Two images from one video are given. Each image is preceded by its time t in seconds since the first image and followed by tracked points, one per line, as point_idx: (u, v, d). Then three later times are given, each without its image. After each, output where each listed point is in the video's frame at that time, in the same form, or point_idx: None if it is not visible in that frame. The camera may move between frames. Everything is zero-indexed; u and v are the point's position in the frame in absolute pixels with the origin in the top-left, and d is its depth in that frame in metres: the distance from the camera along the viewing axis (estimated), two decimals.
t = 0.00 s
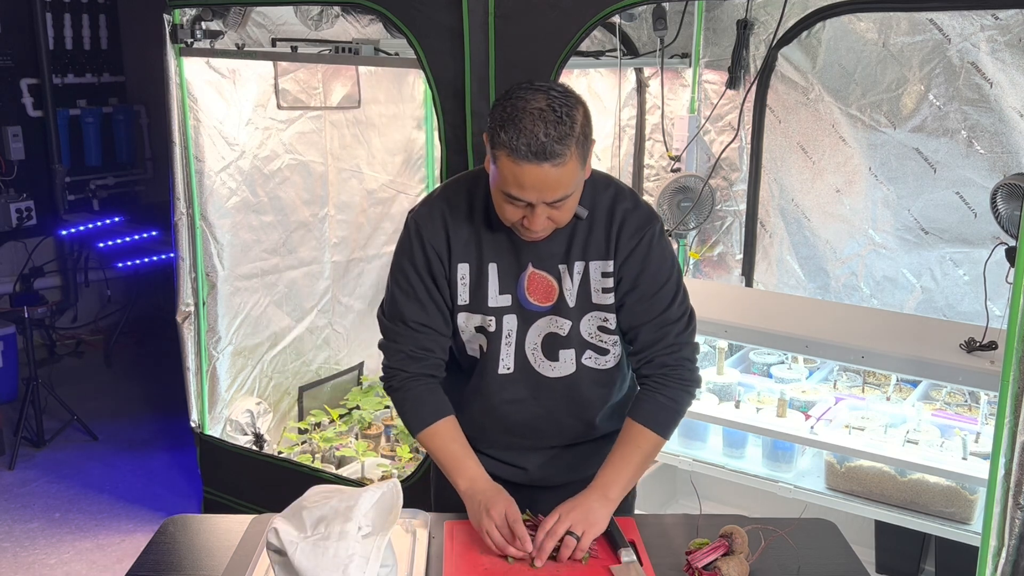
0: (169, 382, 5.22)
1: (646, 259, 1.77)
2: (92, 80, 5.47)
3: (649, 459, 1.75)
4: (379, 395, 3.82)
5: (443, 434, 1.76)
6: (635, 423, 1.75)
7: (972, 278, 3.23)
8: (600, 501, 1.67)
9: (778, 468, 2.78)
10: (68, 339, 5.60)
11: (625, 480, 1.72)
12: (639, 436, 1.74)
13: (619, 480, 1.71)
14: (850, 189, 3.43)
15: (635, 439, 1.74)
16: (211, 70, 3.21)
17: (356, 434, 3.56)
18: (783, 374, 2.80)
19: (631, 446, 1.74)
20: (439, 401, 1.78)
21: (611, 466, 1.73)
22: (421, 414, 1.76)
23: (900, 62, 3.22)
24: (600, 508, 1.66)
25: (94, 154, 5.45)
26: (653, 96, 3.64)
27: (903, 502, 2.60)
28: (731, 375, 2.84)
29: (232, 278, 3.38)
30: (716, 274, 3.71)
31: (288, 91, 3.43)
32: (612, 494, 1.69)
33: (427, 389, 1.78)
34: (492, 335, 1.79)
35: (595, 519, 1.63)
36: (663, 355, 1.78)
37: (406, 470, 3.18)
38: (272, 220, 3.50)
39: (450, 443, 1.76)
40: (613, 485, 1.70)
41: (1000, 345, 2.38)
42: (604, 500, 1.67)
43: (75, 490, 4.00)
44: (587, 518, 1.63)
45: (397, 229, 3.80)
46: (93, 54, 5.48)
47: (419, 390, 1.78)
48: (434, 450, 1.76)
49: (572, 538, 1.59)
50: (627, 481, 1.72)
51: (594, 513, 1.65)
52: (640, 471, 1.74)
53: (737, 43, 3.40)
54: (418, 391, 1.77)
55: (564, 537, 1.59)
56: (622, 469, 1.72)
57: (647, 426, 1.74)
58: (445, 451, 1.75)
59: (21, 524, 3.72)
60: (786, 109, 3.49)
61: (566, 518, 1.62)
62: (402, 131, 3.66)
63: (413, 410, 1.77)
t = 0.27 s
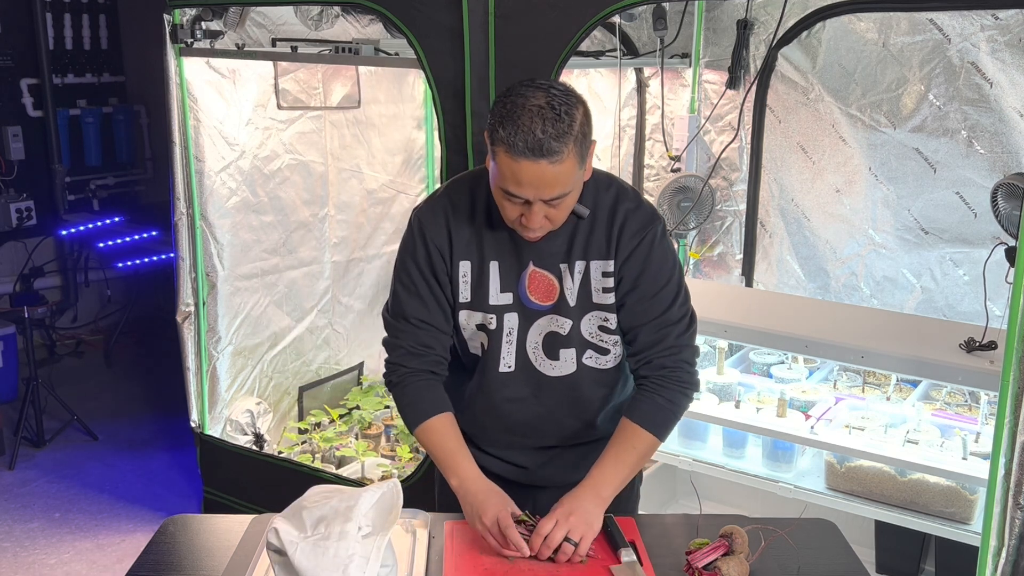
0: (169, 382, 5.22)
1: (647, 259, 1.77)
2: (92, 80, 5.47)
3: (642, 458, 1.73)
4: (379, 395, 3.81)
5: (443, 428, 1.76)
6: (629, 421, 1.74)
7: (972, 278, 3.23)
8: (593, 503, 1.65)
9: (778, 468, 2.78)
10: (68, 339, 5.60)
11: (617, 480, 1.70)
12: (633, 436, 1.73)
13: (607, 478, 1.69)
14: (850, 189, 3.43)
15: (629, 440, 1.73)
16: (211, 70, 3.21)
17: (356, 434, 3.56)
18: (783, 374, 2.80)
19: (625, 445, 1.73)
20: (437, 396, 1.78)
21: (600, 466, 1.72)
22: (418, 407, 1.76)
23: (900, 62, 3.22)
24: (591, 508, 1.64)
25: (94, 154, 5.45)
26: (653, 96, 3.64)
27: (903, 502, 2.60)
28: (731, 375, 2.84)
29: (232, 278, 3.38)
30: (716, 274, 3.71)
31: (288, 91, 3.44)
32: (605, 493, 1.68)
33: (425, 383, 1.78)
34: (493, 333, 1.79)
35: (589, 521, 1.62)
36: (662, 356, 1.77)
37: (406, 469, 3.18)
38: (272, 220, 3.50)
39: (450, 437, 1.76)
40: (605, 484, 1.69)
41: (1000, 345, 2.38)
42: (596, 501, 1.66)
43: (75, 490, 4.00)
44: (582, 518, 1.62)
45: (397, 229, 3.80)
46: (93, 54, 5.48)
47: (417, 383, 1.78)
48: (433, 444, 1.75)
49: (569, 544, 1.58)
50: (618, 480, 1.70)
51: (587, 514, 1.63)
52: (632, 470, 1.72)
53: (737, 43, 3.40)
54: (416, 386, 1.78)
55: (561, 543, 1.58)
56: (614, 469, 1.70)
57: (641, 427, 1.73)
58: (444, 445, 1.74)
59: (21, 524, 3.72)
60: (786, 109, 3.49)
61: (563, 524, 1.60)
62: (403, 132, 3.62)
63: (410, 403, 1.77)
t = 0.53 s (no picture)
0: (169, 382, 5.22)
1: (652, 257, 1.77)
2: (92, 80, 5.47)
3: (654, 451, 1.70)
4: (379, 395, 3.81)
5: (434, 417, 1.74)
6: (639, 414, 1.71)
7: (972, 278, 3.23)
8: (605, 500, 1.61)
9: (778, 468, 2.78)
10: (68, 339, 5.60)
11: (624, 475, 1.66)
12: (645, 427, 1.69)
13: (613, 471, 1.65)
14: (850, 189, 3.43)
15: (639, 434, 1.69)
16: (211, 70, 3.21)
17: (356, 434, 3.56)
18: (783, 374, 2.81)
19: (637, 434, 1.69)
20: (432, 389, 1.77)
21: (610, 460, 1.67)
22: (412, 398, 1.75)
23: (900, 63, 3.22)
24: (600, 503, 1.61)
25: (94, 154, 5.45)
26: (653, 96, 3.64)
27: (903, 502, 2.60)
28: (731, 375, 2.84)
29: (232, 278, 3.38)
30: (716, 274, 3.71)
31: (288, 91, 3.44)
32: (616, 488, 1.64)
33: (420, 376, 1.78)
34: (493, 330, 1.80)
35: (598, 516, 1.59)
36: (673, 353, 1.76)
37: (406, 469, 3.18)
38: (272, 220, 3.50)
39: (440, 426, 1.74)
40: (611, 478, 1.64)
41: (1000, 345, 2.38)
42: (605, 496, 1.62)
43: (75, 490, 4.00)
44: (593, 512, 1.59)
45: (397, 229, 3.80)
46: (93, 54, 5.48)
47: (411, 375, 1.77)
48: (425, 433, 1.73)
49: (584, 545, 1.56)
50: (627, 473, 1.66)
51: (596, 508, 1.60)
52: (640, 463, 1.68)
53: (737, 43, 3.40)
54: (410, 377, 1.77)
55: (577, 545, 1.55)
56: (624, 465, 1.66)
57: (651, 419, 1.70)
58: (435, 434, 1.72)
59: (21, 524, 3.72)
60: (786, 109, 3.49)
61: (578, 525, 1.56)
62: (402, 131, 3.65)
63: (403, 395, 1.76)
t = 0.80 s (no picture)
0: (169, 383, 5.22)
1: (658, 257, 1.77)
2: (92, 80, 5.47)
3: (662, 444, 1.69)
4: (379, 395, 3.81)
5: (432, 413, 1.75)
6: (648, 406, 1.71)
7: (972, 278, 3.23)
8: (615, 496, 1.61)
9: (778, 468, 2.78)
10: (68, 339, 5.61)
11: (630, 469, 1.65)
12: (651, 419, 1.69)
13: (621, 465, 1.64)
14: (850, 189, 3.43)
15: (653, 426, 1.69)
16: (211, 70, 3.21)
17: (356, 434, 3.56)
18: (783, 374, 2.81)
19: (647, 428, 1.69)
20: (433, 387, 1.78)
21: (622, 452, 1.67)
22: (412, 396, 1.76)
23: (900, 62, 3.22)
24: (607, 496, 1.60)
25: (94, 154, 5.45)
26: (653, 96, 3.64)
27: (903, 502, 2.60)
28: (731, 375, 2.85)
29: (232, 278, 3.38)
30: (715, 274, 3.71)
31: (288, 91, 3.44)
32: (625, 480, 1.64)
33: (422, 374, 1.79)
34: (495, 328, 1.79)
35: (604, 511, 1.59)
36: (684, 349, 1.76)
37: (406, 469, 3.18)
38: (272, 220, 3.50)
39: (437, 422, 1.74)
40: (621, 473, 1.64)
41: (1000, 345, 2.38)
42: (611, 488, 1.61)
43: (75, 490, 4.00)
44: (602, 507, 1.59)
45: (397, 229, 3.80)
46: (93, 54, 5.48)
47: (413, 373, 1.79)
48: (422, 429, 1.73)
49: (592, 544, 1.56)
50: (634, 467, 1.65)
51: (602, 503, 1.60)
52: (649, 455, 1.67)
53: (737, 43, 3.40)
54: (411, 375, 1.79)
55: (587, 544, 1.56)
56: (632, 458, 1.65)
57: (663, 410, 1.70)
58: (433, 430, 1.72)
59: (20, 524, 3.72)
60: (786, 109, 3.49)
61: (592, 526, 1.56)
62: (403, 132, 3.63)
63: (404, 393, 1.77)
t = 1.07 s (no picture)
0: (169, 383, 5.22)
1: (662, 258, 1.77)
2: (92, 80, 5.47)
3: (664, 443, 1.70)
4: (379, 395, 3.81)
5: (443, 418, 1.74)
6: (649, 404, 1.72)
7: (972, 278, 3.23)
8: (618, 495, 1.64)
9: (778, 468, 2.78)
10: (68, 339, 5.61)
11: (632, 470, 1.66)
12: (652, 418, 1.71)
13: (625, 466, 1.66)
14: (850, 189, 3.43)
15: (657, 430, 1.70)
16: (211, 70, 3.21)
17: (356, 434, 3.56)
18: (783, 373, 2.81)
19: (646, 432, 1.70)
20: (441, 390, 1.78)
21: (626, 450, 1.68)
22: (421, 402, 1.76)
23: (900, 62, 3.22)
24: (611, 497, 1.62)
25: (94, 154, 5.45)
26: (653, 96, 3.64)
27: (903, 502, 2.60)
28: (731, 375, 2.85)
29: (232, 278, 3.38)
30: (715, 274, 3.71)
31: (288, 91, 3.44)
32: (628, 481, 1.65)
33: (429, 379, 1.78)
34: (499, 329, 1.79)
35: (610, 513, 1.60)
36: (686, 351, 1.77)
37: (406, 469, 3.18)
38: (272, 220, 3.50)
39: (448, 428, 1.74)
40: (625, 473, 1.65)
41: (1000, 345, 2.38)
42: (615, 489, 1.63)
43: (75, 490, 4.00)
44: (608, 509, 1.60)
45: (397, 229, 3.80)
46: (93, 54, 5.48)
47: (420, 377, 1.78)
48: (432, 434, 1.73)
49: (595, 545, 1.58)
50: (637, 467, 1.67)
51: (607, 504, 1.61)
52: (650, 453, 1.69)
53: (737, 43, 3.40)
54: (418, 379, 1.78)
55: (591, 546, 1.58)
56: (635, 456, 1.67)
57: (664, 409, 1.71)
58: (443, 436, 1.72)
59: (20, 524, 3.72)
60: (786, 109, 3.49)
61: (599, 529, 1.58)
62: (402, 132, 3.66)
63: (412, 398, 1.77)
